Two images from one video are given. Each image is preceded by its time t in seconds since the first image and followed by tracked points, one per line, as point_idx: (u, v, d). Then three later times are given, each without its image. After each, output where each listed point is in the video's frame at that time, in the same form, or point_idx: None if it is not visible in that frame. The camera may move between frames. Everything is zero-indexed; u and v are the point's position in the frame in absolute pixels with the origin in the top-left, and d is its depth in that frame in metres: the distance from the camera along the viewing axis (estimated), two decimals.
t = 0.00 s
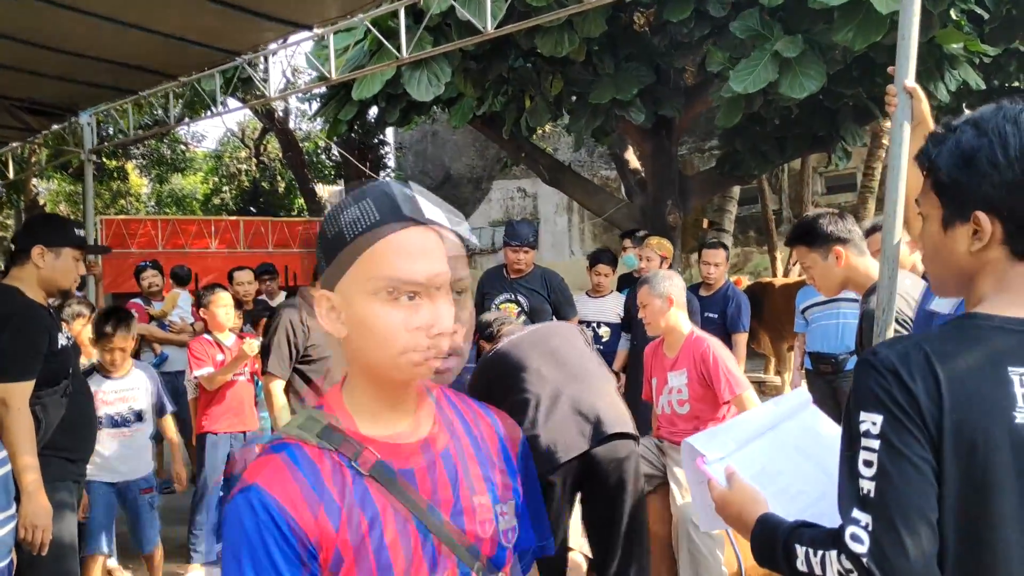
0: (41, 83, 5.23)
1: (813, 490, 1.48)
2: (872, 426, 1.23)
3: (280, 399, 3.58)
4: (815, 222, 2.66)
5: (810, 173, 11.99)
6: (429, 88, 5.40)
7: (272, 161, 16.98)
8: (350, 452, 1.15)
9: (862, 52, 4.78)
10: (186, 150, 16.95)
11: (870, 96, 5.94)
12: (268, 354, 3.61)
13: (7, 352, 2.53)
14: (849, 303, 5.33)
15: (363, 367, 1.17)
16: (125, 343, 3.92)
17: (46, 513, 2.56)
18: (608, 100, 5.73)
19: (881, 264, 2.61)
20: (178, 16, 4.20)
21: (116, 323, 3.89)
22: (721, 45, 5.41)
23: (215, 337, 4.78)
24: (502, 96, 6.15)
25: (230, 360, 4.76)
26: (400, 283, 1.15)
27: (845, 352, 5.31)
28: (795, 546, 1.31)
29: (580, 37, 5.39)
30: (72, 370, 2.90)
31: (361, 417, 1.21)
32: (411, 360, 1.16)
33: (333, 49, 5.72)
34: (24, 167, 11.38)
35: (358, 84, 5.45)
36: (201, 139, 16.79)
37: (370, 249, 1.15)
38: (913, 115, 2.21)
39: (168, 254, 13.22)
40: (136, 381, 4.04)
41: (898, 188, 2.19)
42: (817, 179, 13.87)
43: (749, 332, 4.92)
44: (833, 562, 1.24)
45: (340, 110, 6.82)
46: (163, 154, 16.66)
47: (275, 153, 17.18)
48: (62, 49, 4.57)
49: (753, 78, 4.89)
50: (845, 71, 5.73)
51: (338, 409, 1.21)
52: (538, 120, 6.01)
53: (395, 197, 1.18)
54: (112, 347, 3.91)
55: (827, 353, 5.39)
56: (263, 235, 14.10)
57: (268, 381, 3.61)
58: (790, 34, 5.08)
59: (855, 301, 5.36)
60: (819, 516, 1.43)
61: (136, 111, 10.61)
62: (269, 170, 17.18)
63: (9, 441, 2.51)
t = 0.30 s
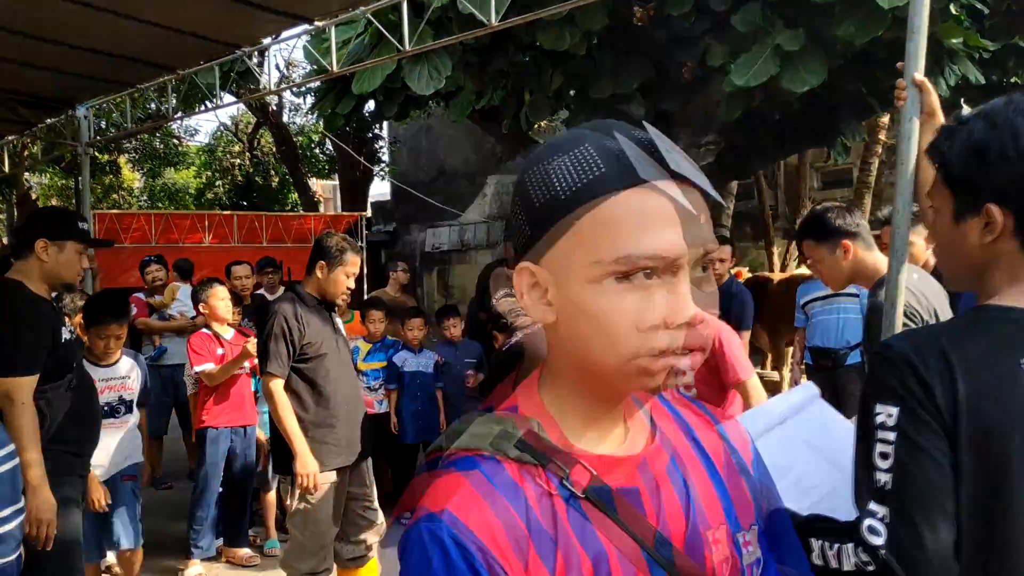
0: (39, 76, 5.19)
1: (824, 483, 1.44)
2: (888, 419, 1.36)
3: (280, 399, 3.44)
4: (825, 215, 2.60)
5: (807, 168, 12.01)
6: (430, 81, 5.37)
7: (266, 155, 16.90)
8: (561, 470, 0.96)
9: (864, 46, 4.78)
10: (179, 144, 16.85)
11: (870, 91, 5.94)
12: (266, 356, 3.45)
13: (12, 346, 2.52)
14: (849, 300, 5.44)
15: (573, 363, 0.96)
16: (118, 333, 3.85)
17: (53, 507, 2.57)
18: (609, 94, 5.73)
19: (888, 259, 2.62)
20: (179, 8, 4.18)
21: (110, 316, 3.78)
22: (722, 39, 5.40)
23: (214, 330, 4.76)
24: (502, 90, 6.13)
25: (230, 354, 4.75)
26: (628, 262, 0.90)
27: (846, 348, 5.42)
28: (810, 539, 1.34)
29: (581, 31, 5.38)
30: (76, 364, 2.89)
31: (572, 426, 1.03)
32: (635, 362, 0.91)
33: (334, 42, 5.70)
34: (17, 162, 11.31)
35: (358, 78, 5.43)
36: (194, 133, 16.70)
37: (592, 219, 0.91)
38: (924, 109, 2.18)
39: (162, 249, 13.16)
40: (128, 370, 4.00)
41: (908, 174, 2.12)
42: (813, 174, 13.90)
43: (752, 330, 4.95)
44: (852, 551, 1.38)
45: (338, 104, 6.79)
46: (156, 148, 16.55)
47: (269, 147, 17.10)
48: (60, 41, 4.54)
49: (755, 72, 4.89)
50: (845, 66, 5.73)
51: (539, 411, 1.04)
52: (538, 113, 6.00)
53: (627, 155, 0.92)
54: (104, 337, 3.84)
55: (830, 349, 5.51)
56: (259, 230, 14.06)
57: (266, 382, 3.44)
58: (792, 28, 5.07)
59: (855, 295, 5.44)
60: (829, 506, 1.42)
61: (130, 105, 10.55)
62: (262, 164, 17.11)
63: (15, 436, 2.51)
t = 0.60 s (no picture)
0: (41, 70, 5.17)
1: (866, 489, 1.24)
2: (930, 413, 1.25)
3: (281, 398, 3.38)
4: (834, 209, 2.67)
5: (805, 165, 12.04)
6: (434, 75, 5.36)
7: (263, 152, 16.91)
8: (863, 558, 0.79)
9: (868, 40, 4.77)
10: (176, 140, 16.84)
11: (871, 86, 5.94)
12: (271, 351, 3.40)
13: (18, 340, 2.51)
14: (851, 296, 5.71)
15: (915, 421, 0.78)
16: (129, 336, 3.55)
17: (60, 502, 2.56)
18: (612, 88, 5.74)
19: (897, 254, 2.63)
20: (183, 2, 4.16)
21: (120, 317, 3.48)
22: (725, 33, 5.39)
23: (216, 326, 4.74)
24: (504, 85, 6.11)
25: (232, 350, 4.75)
26: (1008, 286, 0.73)
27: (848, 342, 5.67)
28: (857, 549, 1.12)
29: (584, 25, 5.37)
30: (82, 358, 2.88)
31: (878, 488, 0.87)
32: (1006, 415, 0.73)
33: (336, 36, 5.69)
34: (14, 157, 11.27)
35: (361, 72, 5.42)
36: (191, 130, 16.69)
37: (952, 219, 0.73)
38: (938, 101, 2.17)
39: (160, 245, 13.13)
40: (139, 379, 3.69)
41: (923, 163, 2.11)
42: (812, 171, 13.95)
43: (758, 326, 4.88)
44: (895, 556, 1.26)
45: (339, 99, 6.76)
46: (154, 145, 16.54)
47: (267, 144, 17.10)
48: (64, 35, 4.52)
49: (759, 66, 4.88)
50: (847, 61, 5.72)
51: (839, 481, 0.87)
52: (541, 108, 5.99)
53: (1005, 127, 0.74)
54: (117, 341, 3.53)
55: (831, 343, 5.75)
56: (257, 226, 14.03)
57: (269, 380, 3.38)
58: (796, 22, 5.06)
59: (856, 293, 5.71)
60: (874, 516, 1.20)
61: (128, 100, 10.52)
62: (260, 161, 17.10)
63: (19, 431, 2.49)
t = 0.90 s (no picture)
0: (40, 64, 5.09)
1: (896, 487, 1.35)
2: (989, 415, 1.08)
3: (298, 397, 3.30)
4: (859, 202, 2.53)
5: (808, 163, 12.01)
6: (439, 70, 5.28)
7: (263, 151, 16.85)
8: None
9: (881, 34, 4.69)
10: (175, 139, 16.76)
11: (880, 82, 5.88)
12: (284, 349, 3.33)
13: (17, 338, 2.44)
14: (861, 291, 5.75)
15: None
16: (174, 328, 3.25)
17: (61, 506, 2.50)
18: (618, 83, 5.65)
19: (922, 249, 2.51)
20: None
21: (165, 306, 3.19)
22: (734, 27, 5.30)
23: (218, 324, 4.67)
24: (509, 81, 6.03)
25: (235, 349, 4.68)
26: None
27: (859, 340, 5.73)
28: (895, 547, 1.20)
29: (592, 19, 5.29)
30: (83, 357, 2.81)
31: None
32: None
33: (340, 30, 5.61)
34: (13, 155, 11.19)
35: (366, 66, 5.35)
36: (190, 129, 16.62)
37: None
38: (968, 91, 2.05)
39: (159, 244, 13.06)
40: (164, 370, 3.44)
41: (955, 160, 2.03)
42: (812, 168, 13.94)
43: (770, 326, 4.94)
44: (952, 568, 1.11)
45: (342, 95, 6.68)
46: (152, 143, 16.47)
47: (266, 143, 17.03)
48: (63, 28, 4.44)
49: (769, 61, 4.80)
50: (856, 57, 5.66)
51: None
52: (546, 104, 5.92)
53: None
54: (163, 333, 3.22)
55: (841, 341, 5.80)
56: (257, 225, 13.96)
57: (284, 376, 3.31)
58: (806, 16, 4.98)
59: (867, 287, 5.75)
60: (903, 514, 1.31)
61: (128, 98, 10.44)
62: (259, 160, 17.04)
63: (20, 432, 2.42)
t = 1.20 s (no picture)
0: (21, 53, 4.96)
1: (925, 481, 1.36)
2: None
3: (318, 385, 3.33)
4: (866, 184, 2.45)
5: (797, 148, 12.00)
6: (430, 56, 5.19)
7: (247, 141, 16.68)
8: None
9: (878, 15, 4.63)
10: (158, 130, 16.56)
11: (874, 65, 5.83)
12: (300, 337, 3.34)
13: (2, 333, 2.36)
14: (860, 277, 5.76)
15: None
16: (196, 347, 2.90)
17: (50, 506, 2.41)
18: (611, 67, 5.58)
19: (930, 232, 2.48)
20: None
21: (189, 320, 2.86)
22: (728, 10, 5.23)
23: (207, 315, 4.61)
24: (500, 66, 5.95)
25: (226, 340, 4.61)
26: None
27: (855, 324, 5.74)
28: (936, 548, 1.18)
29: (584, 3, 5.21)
30: (72, 353, 2.73)
31: None
32: None
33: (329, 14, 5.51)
34: None
35: (355, 52, 5.25)
36: (173, 119, 16.43)
37: None
38: (982, 70, 1.99)
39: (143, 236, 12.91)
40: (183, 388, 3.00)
41: (968, 140, 1.98)
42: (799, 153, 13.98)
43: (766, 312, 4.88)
44: (1000, 565, 1.09)
45: (329, 83, 6.57)
46: (135, 134, 16.26)
47: (250, 133, 16.85)
48: (43, 15, 4.32)
49: (764, 44, 4.73)
50: (850, 39, 5.61)
51: None
52: (539, 89, 5.84)
53: None
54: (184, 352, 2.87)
55: (838, 327, 5.81)
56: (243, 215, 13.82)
57: (302, 366, 3.33)
58: None
59: (865, 273, 5.76)
60: (934, 509, 1.32)
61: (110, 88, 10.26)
62: (243, 150, 16.86)
63: (7, 430, 2.34)
